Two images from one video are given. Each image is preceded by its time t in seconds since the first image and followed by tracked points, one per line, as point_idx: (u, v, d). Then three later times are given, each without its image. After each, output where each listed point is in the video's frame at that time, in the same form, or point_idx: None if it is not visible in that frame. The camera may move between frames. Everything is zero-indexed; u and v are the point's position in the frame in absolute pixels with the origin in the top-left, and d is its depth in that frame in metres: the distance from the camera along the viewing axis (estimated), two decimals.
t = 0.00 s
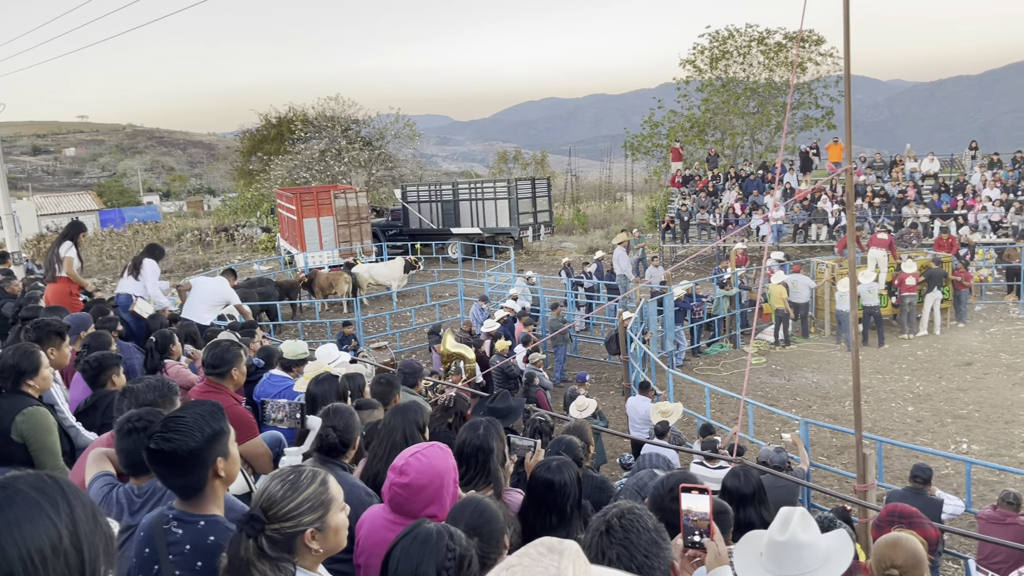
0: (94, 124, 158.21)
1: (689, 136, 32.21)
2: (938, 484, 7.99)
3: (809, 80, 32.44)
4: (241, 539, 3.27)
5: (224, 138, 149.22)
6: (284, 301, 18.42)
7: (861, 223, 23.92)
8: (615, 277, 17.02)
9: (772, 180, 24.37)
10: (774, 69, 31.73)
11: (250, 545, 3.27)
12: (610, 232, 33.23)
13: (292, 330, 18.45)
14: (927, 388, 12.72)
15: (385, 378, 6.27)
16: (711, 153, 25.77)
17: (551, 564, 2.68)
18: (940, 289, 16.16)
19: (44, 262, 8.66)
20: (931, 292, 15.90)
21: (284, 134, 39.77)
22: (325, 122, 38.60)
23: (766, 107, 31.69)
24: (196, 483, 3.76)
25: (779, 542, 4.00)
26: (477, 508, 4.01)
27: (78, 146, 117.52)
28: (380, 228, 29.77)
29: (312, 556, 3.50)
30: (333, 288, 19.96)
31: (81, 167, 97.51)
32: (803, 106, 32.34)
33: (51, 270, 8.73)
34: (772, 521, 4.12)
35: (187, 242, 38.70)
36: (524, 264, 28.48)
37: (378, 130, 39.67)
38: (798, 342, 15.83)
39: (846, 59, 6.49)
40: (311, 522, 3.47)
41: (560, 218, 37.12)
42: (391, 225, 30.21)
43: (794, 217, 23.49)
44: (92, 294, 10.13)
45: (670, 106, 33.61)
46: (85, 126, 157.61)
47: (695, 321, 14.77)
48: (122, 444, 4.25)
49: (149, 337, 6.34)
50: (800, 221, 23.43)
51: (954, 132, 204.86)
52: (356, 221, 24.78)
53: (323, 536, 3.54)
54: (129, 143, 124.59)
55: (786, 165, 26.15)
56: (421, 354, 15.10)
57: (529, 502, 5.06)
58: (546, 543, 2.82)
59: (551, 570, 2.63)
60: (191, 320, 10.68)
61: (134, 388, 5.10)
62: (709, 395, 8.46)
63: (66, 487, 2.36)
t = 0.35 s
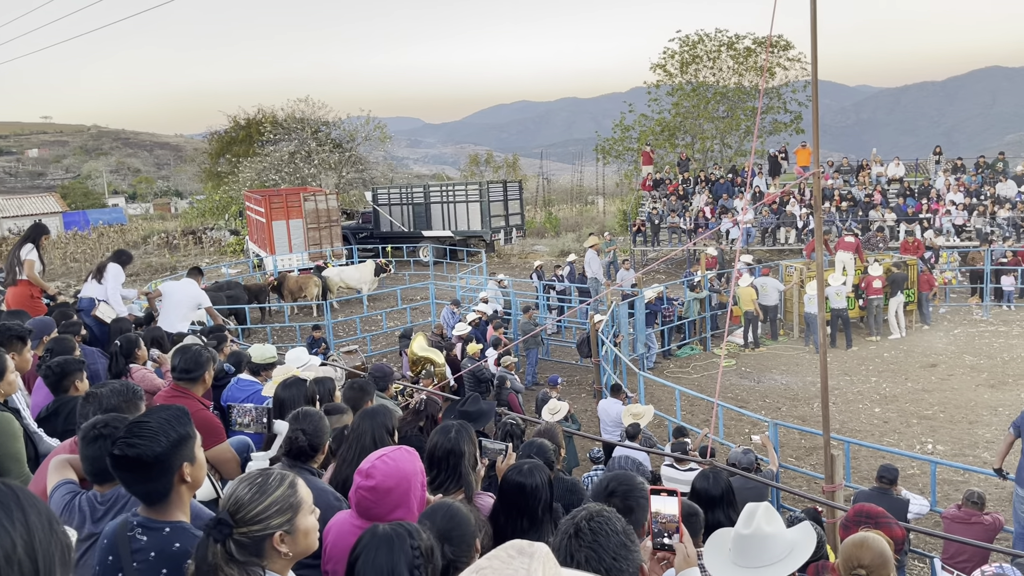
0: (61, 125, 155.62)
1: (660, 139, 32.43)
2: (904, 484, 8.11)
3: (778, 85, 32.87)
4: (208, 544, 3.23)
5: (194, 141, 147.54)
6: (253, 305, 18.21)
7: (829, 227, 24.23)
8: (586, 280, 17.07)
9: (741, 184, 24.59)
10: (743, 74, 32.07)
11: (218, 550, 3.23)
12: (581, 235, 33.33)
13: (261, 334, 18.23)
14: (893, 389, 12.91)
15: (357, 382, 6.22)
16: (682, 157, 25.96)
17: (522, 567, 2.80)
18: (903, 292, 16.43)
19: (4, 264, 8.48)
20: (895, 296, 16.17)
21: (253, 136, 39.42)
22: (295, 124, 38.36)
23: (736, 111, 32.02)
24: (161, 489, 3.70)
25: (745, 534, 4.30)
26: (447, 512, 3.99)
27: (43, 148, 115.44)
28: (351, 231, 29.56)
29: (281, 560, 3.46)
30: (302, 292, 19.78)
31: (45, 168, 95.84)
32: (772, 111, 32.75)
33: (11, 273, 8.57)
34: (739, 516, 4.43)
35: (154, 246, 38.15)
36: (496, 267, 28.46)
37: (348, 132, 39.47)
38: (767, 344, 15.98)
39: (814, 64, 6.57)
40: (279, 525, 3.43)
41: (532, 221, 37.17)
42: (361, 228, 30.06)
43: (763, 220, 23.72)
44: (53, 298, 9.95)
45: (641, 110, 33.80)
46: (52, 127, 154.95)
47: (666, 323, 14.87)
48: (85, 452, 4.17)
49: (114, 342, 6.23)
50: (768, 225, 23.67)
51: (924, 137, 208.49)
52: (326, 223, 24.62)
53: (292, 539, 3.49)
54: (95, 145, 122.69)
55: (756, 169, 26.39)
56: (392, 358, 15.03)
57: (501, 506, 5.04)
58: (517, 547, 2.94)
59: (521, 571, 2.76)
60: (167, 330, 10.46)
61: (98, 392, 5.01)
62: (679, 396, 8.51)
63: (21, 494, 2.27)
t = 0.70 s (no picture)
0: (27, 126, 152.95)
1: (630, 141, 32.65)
2: (871, 482, 8.23)
3: (747, 87, 33.25)
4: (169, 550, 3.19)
5: (162, 143, 145.75)
6: (222, 308, 18.04)
7: (797, 227, 24.54)
8: (558, 281, 17.14)
9: (710, 185, 24.82)
10: (712, 77, 32.38)
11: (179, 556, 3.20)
12: (553, 237, 33.45)
13: (230, 337, 18.05)
14: (860, 388, 13.10)
15: (328, 387, 6.17)
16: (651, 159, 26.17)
17: (488, 570, 2.85)
18: (867, 292, 16.71)
19: None
20: (858, 296, 16.47)
21: (222, 137, 39.08)
22: (264, 126, 38.09)
23: (705, 113, 32.31)
24: (126, 496, 3.66)
25: (719, 525, 4.38)
26: (418, 516, 3.98)
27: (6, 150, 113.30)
28: (321, 233, 29.37)
29: (245, 565, 3.42)
30: (272, 294, 19.65)
31: (8, 170, 94.13)
32: (741, 113, 33.12)
33: None
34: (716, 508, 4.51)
35: (121, 249, 37.64)
36: (468, 269, 28.45)
37: (318, 134, 39.30)
38: (737, 344, 16.15)
39: (780, 67, 6.65)
40: (241, 528, 3.40)
41: (504, 223, 37.22)
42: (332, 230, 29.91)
43: (732, 221, 23.96)
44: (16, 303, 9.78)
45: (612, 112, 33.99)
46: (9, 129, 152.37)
47: (637, 324, 14.98)
48: (47, 461, 4.11)
49: (79, 346, 6.13)
50: (737, 226, 23.92)
51: (894, 138, 211.82)
52: (297, 225, 24.47)
53: (256, 543, 3.46)
54: (60, 146, 120.71)
55: (725, 170, 26.65)
56: (363, 361, 14.99)
57: (472, 509, 5.03)
58: (484, 550, 2.98)
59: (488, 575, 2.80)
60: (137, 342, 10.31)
61: (61, 399, 4.93)
62: (650, 396, 8.56)
63: None
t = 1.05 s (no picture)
0: None
1: (593, 142, 32.86)
2: (831, 475, 8.38)
3: (707, 88, 33.64)
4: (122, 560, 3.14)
5: (121, 145, 143.15)
6: (182, 312, 17.78)
7: (757, 226, 24.88)
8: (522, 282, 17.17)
9: (671, 185, 25.04)
10: (673, 77, 32.67)
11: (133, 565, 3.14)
12: (518, 237, 33.53)
13: (191, 342, 17.81)
14: (821, 383, 13.32)
15: (291, 391, 6.11)
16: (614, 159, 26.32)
17: (449, 571, 2.85)
18: (826, 290, 16.98)
19: None
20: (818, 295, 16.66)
21: (180, 139, 38.51)
22: (223, 127, 37.60)
23: (666, 114, 32.60)
24: (78, 506, 3.58)
25: (688, 518, 4.38)
26: (382, 519, 3.96)
27: None
28: (283, 235, 29.02)
29: (202, 572, 3.37)
30: (234, 298, 19.43)
31: None
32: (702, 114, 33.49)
33: None
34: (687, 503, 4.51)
35: (77, 253, 36.88)
36: (432, 270, 28.40)
37: (279, 135, 38.92)
38: (700, 342, 16.33)
39: (739, 67, 6.72)
40: (197, 535, 3.35)
41: (469, 224, 37.20)
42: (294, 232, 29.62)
43: (694, 221, 24.21)
44: None
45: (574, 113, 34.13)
46: None
47: (602, 323, 15.08)
48: None
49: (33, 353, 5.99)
50: (699, 225, 24.18)
51: (856, 138, 215.75)
52: (258, 227, 24.21)
53: (212, 550, 3.41)
54: (13, 149, 117.78)
55: (686, 171, 26.92)
56: (327, 364, 14.88)
57: (436, 511, 5.01)
58: (445, 551, 2.97)
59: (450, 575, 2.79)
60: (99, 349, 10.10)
61: (13, 406, 4.82)
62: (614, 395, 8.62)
63: None
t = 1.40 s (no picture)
0: None
1: (547, 141, 33.02)
2: (784, 467, 8.55)
3: (659, 87, 34.05)
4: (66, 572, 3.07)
5: (64, 148, 139.31)
6: (130, 317, 17.40)
7: (708, 223, 25.23)
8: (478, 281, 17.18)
9: (624, 184, 25.25)
10: (625, 76, 32.97)
11: None
12: (474, 236, 33.52)
13: (140, 348, 17.43)
14: (773, 377, 13.57)
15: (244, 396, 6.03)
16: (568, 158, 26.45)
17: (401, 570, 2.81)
18: (777, 285, 17.29)
19: None
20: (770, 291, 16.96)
21: (126, 141, 37.69)
22: (171, 128, 36.89)
23: (619, 113, 32.88)
24: (19, 517, 3.49)
25: (650, 510, 4.43)
26: (336, 523, 3.93)
27: None
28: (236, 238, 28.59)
29: None
30: (184, 302, 19.09)
31: None
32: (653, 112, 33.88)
33: None
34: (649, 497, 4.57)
35: (19, 258, 35.81)
36: (388, 271, 28.25)
37: (229, 136, 38.36)
38: (654, 339, 16.53)
39: (688, 66, 6.81)
40: (143, 543, 3.30)
41: (424, 224, 37.08)
42: (247, 234, 29.19)
43: (648, 219, 24.46)
44: None
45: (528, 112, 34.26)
46: None
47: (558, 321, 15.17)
48: None
49: None
50: (653, 223, 24.43)
51: (811, 135, 220.07)
52: (208, 229, 23.83)
53: (160, 558, 3.36)
54: None
55: (638, 169, 27.18)
56: (281, 367, 14.71)
57: (393, 512, 4.99)
58: (396, 551, 2.94)
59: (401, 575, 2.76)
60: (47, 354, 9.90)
61: None
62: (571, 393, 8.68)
63: None
